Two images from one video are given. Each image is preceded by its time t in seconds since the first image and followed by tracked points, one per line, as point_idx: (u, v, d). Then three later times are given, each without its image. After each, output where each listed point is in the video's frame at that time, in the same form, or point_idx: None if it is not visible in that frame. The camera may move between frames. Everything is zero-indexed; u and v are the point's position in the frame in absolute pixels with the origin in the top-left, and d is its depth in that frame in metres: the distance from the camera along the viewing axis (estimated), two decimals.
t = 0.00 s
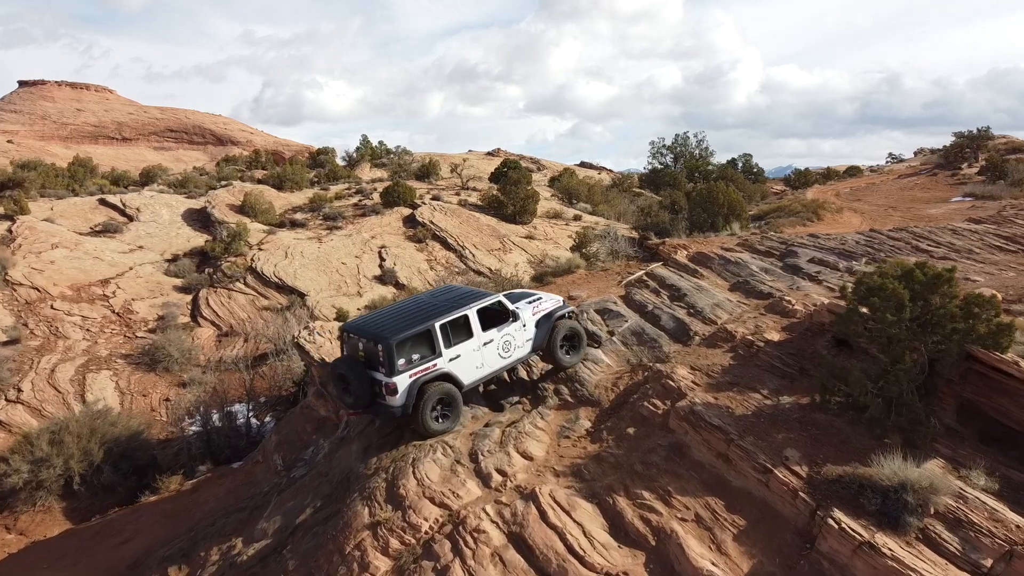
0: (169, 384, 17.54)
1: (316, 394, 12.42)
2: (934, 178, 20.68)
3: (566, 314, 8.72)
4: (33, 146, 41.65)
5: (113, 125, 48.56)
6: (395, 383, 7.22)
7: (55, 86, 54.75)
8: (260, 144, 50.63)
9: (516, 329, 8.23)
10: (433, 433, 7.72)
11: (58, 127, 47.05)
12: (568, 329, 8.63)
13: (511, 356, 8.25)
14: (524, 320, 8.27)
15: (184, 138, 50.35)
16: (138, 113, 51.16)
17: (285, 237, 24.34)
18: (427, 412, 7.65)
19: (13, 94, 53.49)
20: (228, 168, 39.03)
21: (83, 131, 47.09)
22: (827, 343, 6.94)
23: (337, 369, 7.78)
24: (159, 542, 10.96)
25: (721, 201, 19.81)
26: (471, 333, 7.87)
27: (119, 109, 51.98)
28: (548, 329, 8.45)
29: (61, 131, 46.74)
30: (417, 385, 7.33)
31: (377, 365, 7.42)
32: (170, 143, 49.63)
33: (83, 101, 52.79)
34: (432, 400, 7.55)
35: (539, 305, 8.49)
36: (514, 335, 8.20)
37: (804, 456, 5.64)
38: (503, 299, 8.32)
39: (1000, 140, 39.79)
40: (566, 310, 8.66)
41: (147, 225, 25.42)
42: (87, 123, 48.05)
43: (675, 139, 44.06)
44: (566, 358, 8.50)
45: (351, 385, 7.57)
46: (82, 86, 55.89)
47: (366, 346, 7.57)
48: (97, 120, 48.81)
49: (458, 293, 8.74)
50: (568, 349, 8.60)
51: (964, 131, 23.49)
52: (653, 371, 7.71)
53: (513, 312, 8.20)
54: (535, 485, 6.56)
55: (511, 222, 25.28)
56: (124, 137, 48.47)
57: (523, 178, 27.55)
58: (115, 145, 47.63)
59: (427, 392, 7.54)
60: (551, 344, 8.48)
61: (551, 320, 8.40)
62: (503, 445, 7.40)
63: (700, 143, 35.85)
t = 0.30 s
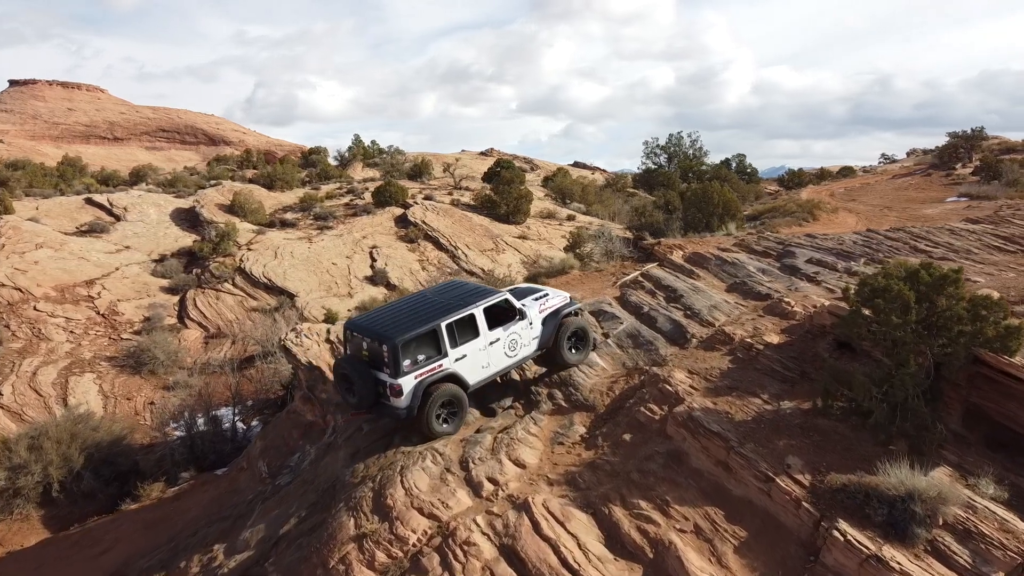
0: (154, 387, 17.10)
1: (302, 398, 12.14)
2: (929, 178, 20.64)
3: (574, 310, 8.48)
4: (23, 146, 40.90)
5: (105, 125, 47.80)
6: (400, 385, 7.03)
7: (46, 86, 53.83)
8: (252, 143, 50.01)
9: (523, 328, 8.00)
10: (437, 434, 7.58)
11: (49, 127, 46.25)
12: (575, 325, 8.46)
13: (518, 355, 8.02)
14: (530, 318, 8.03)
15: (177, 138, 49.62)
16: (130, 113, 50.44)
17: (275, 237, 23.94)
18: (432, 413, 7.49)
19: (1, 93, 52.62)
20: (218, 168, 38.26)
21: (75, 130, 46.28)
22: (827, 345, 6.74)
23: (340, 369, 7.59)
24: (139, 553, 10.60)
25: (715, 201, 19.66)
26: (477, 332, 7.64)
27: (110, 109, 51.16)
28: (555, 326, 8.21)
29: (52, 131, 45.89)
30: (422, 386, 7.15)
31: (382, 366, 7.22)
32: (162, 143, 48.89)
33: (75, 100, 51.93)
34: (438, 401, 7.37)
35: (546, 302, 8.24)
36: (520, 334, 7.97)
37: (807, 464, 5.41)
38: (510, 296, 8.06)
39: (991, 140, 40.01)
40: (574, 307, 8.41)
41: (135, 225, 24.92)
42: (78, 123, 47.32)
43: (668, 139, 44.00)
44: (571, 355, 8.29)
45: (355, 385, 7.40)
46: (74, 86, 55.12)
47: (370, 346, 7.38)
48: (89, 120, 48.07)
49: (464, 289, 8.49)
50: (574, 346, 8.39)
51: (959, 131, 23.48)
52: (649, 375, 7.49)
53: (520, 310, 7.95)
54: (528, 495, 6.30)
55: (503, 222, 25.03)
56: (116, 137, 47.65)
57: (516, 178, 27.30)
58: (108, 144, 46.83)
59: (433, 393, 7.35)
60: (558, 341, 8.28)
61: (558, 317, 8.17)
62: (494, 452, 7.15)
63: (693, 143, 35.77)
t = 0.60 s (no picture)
0: (133, 391, 16.56)
1: (282, 403, 11.80)
2: (917, 178, 20.71)
3: (577, 308, 8.30)
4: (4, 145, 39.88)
5: (90, 124, 46.66)
6: (405, 389, 6.80)
7: (30, 84, 52.63)
8: (238, 143, 49.18)
9: (527, 328, 7.77)
10: (441, 439, 7.38)
11: (31, 126, 45.07)
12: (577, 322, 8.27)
13: (522, 356, 7.80)
14: (534, 318, 7.80)
15: (163, 137, 48.65)
16: (115, 112, 49.36)
17: (259, 237, 23.44)
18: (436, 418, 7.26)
19: None
20: (202, 168, 37.16)
21: (59, 130, 45.13)
22: (823, 347, 6.56)
23: (343, 371, 7.36)
24: (111, 565, 10.17)
25: (705, 201, 19.56)
26: (482, 333, 7.40)
27: (95, 108, 49.96)
28: (559, 325, 8.02)
29: (36, 131, 44.69)
30: (427, 390, 6.93)
31: (386, 369, 6.99)
32: (148, 143, 47.89)
33: (59, 99, 50.67)
34: (443, 406, 7.15)
35: (550, 301, 8.01)
36: (524, 334, 7.75)
37: (804, 472, 5.21)
38: (514, 295, 7.81)
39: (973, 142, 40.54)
40: (577, 306, 8.20)
41: (115, 224, 24.27)
42: (63, 121, 46.10)
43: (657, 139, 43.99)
44: (575, 352, 8.16)
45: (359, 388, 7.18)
46: (58, 85, 53.98)
47: (374, 347, 7.14)
48: (74, 119, 46.95)
49: (467, 287, 8.23)
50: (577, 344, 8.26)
51: (947, 132, 23.61)
52: (640, 380, 7.26)
53: (525, 310, 7.71)
54: (516, 506, 6.03)
55: (492, 222, 24.75)
56: (101, 137, 46.53)
57: (505, 177, 27.02)
58: (92, 145, 45.75)
59: (439, 397, 7.12)
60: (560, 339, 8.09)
61: (562, 317, 7.98)
62: (481, 461, 6.89)
63: (682, 143, 35.75)
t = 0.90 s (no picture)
0: (110, 396, 16.02)
1: (262, 409, 11.46)
2: (903, 179, 20.82)
3: (582, 311, 8.09)
4: None
5: (73, 122, 45.44)
6: (407, 394, 6.57)
7: (11, 82, 51.26)
8: (224, 142, 48.30)
9: (531, 331, 7.55)
10: (440, 442, 7.13)
11: (12, 124, 43.49)
12: (582, 326, 8.01)
13: (525, 359, 7.60)
14: (539, 320, 7.59)
15: (147, 137, 47.57)
16: (98, 110, 48.15)
17: (242, 237, 22.91)
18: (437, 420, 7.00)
19: None
20: (188, 168, 36.12)
21: (43, 129, 43.72)
22: (818, 351, 6.39)
23: (343, 371, 7.14)
24: None
25: (694, 201, 19.46)
26: (486, 336, 7.17)
27: (79, 106, 48.68)
28: (564, 328, 7.80)
29: (17, 130, 43.38)
30: (429, 394, 6.71)
31: (388, 371, 6.76)
32: (133, 143, 46.83)
33: (42, 98, 49.37)
34: (443, 409, 6.90)
35: (554, 303, 7.80)
36: (528, 337, 7.53)
37: (803, 482, 5.01)
38: (519, 297, 7.57)
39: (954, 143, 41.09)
40: (582, 309, 8.00)
41: (94, 225, 23.57)
42: (46, 121, 44.41)
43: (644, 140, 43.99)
44: (578, 356, 7.95)
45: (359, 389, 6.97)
46: (40, 83, 52.62)
47: (376, 348, 6.91)
48: (57, 117, 45.29)
49: (471, 286, 7.99)
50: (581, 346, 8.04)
51: (934, 132, 23.79)
52: (631, 385, 7.04)
53: (530, 312, 7.49)
54: (503, 518, 5.77)
55: (479, 223, 24.48)
56: (84, 136, 45.26)
57: (493, 177, 26.74)
58: (76, 144, 44.48)
59: (441, 400, 6.89)
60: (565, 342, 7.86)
61: (567, 319, 7.77)
62: (466, 470, 6.62)
63: (670, 143, 35.75)
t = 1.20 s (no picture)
0: (86, 401, 15.49)
1: (241, 415, 11.09)
2: (890, 179, 20.95)
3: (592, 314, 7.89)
4: None
5: (57, 121, 44.25)
6: (410, 395, 6.40)
7: None
8: (209, 141, 47.39)
9: (538, 334, 7.35)
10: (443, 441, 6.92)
11: None
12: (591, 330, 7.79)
13: (531, 361, 7.40)
14: (547, 323, 7.38)
15: (131, 135, 46.54)
16: (82, 109, 46.96)
17: (225, 237, 22.43)
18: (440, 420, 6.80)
19: None
20: (169, 167, 35.57)
21: (25, 127, 42.44)
22: (814, 355, 6.23)
23: (347, 369, 6.99)
24: None
25: (683, 201, 19.37)
26: (493, 338, 6.97)
27: (61, 104, 47.38)
28: (572, 331, 7.60)
29: None
30: (433, 396, 6.51)
31: (391, 371, 6.59)
32: (117, 142, 45.81)
33: (25, 96, 48.08)
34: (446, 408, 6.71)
35: (563, 305, 7.60)
36: (535, 340, 7.34)
37: (802, 492, 4.81)
38: (528, 299, 7.36)
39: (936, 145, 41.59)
40: (591, 312, 7.80)
41: (72, 224, 22.88)
42: (27, 118, 43.30)
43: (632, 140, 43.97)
44: (584, 361, 7.74)
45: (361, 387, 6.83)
46: (21, 80, 51.30)
47: (380, 347, 6.77)
48: (39, 116, 44.20)
49: (479, 285, 7.80)
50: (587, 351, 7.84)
51: (920, 132, 23.96)
52: (623, 390, 6.82)
53: (538, 315, 7.29)
54: (491, 531, 5.51)
55: (466, 222, 24.19)
56: (68, 135, 44.05)
57: (480, 176, 26.45)
58: (60, 143, 43.28)
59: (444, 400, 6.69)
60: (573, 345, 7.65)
61: (576, 322, 7.56)
62: (453, 481, 6.36)
63: (658, 143, 35.72)
